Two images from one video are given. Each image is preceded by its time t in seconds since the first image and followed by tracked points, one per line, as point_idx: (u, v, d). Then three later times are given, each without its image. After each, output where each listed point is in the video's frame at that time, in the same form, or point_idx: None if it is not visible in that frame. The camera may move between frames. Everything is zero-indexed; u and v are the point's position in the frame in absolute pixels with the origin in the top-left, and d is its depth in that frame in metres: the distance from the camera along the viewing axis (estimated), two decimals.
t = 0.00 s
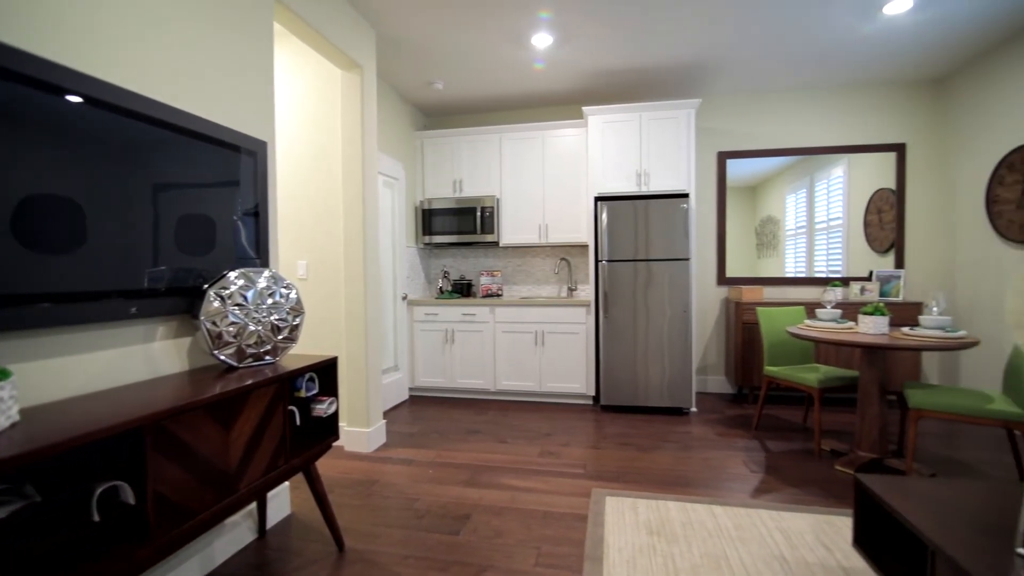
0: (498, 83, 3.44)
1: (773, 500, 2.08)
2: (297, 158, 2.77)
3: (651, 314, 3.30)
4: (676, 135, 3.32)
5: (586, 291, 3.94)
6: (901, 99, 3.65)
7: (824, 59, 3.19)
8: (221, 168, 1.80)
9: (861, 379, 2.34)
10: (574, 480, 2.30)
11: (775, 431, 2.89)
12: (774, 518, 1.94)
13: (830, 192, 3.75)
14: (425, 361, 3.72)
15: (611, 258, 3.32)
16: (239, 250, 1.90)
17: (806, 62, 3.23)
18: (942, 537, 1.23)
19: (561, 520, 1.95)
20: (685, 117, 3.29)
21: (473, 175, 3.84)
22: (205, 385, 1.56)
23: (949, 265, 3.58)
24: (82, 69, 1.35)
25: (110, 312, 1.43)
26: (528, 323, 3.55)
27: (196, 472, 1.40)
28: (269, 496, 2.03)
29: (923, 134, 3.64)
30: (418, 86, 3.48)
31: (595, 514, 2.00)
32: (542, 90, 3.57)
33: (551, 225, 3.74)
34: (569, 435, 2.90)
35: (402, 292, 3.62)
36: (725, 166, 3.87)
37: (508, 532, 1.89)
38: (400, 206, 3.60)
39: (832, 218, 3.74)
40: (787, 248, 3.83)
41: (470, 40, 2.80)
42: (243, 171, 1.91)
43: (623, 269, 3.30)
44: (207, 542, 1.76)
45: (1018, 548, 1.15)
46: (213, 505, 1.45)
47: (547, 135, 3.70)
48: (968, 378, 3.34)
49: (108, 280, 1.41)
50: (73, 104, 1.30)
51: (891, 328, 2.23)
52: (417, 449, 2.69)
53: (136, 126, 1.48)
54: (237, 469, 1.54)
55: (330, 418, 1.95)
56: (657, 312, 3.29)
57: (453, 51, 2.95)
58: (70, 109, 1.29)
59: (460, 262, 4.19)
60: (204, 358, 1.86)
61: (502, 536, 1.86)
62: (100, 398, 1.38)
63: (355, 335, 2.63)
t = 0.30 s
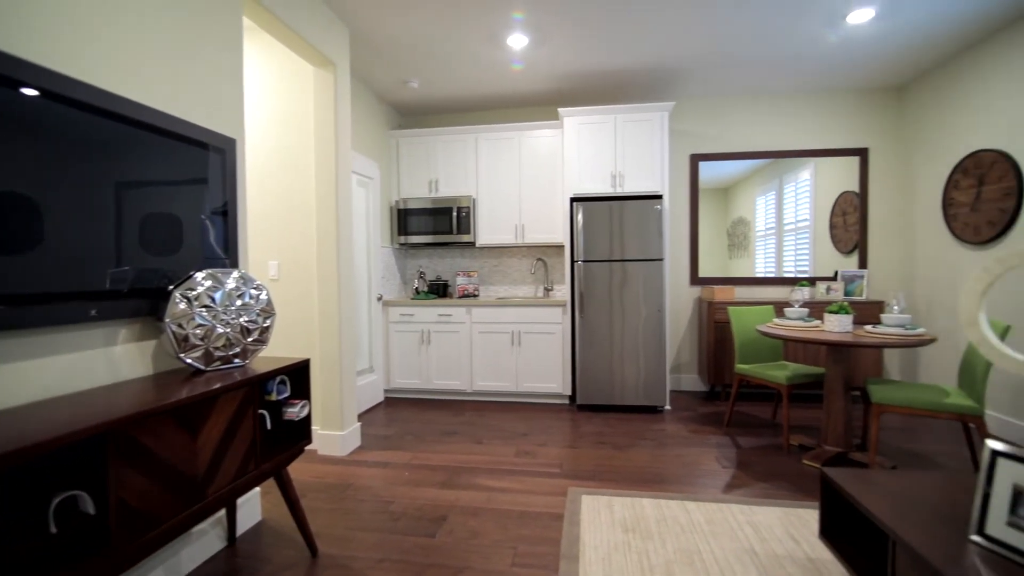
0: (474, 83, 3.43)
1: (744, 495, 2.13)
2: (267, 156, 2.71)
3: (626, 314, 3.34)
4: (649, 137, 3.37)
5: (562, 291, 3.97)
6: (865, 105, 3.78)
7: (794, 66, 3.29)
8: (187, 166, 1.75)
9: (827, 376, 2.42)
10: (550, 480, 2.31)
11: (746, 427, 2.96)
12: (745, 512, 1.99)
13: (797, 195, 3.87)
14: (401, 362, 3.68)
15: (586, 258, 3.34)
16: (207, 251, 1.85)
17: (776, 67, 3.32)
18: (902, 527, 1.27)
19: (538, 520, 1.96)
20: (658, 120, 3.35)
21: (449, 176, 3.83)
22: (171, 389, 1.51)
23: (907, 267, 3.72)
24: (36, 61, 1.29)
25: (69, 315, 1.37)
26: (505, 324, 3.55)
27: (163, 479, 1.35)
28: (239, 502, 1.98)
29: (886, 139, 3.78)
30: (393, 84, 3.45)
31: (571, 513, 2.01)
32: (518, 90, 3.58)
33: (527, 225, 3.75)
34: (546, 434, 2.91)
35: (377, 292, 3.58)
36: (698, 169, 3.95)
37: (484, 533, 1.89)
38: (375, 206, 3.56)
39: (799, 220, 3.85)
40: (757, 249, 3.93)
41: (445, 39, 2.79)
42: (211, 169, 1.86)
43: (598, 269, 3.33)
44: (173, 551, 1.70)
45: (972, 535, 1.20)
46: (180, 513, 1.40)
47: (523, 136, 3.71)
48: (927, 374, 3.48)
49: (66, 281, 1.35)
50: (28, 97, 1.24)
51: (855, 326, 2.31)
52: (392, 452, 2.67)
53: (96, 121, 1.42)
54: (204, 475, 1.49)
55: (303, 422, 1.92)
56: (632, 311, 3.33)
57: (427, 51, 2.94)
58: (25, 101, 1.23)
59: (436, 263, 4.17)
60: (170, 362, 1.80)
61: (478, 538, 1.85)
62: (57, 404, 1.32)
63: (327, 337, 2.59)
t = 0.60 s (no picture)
0: (449, 82, 3.42)
1: (716, 491, 2.17)
2: (236, 153, 2.64)
3: (602, 314, 3.37)
4: (623, 139, 3.41)
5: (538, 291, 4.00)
6: (832, 110, 3.91)
7: (765, 71, 3.37)
8: (152, 163, 1.69)
9: (795, 373, 2.49)
10: (525, 480, 2.31)
11: (718, 424, 3.02)
12: (716, 507, 2.03)
13: (766, 197, 3.97)
14: (376, 363, 3.64)
15: (562, 258, 3.37)
16: (172, 251, 1.79)
17: (748, 72, 3.40)
18: (864, 518, 1.31)
19: (514, 520, 1.96)
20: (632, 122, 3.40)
21: (424, 175, 3.80)
22: (133, 394, 1.45)
23: (870, 267, 3.86)
24: None
25: (24, 318, 1.31)
26: (481, 324, 3.55)
27: (125, 487, 1.30)
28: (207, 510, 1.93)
29: (851, 144, 3.91)
30: (367, 82, 3.41)
31: (547, 512, 2.02)
32: (494, 90, 3.58)
33: (503, 225, 3.75)
34: (522, 434, 2.92)
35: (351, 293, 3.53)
36: (671, 170, 4.02)
37: (460, 534, 1.88)
38: (348, 205, 3.51)
39: (769, 221, 3.95)
40: (728, 250, 4.02)
41: (419, 38, 2.77)
42: (177, 167, 1.80)
43: (573, 269, 3.35)
44: (136, 562, 1.64)
45: (929, 524, 1.25)
46: (144, 522, 1.35)
47: (498, 136, 3.71)
48: (888, 370, 3.62)
49: (22, 283, 1.29)
50: None
51: (821, 324, 2.38)
52: (366, 455, 2.63)
53: (56, 116, 1.36)
54: (169, 482, 1.44)
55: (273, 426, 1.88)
56: (607, 311, 3.37)
57: (401, 49, 2.91)
58: None
59: (411, 263, 4.13)
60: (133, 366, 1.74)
61: (454, 539, 1.84)
62: (10, 411, 1.26)
63: (298, 339, 2.54)
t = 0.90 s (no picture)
0: (425, 81, 3.40)
1: (690, 487, 2.21)
2: (203, 151, 2.57)
3: (578, 313, 3.40)
4: (597, 141, 3.45)
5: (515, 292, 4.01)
6: (800, 115, 4.03)
7: (738, 76, 3.45)
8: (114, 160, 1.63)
9: (764, 371, 2.55)
10: (501, 480, 2.31)
11: (691, 421, 3.08)
12: (689, 503, 2.07)
13: (737, 199, 4.06)
14: (350, 365, 3.59)
15: (538, 259, 3.38)
16: (135, 251, 1.72)
17: (720, 77, 3.47)
18: (830, 511, 1.35)
19: (491, 521, 1.96)
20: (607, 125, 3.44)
21: (398, 175, 3.76)
22: (93, 399, 1.39)
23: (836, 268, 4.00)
24: None
25: None
26: (457, 325, 3.54)
27: (87, 495, 1.24)
28: (173, 518, 1.87)
29: (818, 148, 4.04)
30: (341, 80, 3.36)
31: (523, 512, 2.02)
32: (470, 90, 3.57)
33: (479, 226, 3.74)
34: (498, 435, 2.92)
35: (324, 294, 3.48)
36: (645, 172, 4.08)
37: (436, 536, 1.87)
38: (321, 204, 3.45)
39: (739, 222, 4.05)
40: (701, 250, 4.10)
41: (393, 36, 2.75)
42: (141, 164, 1.74)
43: (548, 269, 3.37)
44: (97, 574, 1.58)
45: (890, 515, 1.30)
46: (106, 533, 1.29)
47: (474, 136, 3.70)
48: (853, 366, 3.75)
49: None
50: None
51: (789, 322, 2.45)
52: (340, 458, 2.60)
53: (12, 110, 1.30)
54: (133, 490, 1.39)
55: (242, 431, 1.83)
56: (584, 311, 3.39)
57: (375, 47, 2.89)
58: None
59: (386, 263, 4.09)
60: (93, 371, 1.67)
61: (430, 542, 1.83)
62: None
63: (268, 341, 2.48)
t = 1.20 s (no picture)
0: (399, 80, 3.37)
1: (663, 483, 2.25)
2: (166, 147, 2.49)
3: (553, 313, 3.42)
4: (571, 142, 3.48)
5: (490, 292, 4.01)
6: (768, 119, 4.15)
7: (710, 81, 3.53)
8: (72, 156, 1.56)
9: (734, 368, 2.61)
10: (476, 481, 2.31)
11: (664, 419, 3.14)
12: (662, 500, 2.10)
13: (709, 200, 4.15)
14: (323, 368, 3.52)
15: (513, 259, 3.38)
16: (94, 251, 1.65)
17: (691, 81, 3.55)
18: (796, 504, 1.39)
19: (466, 522, 1.95)
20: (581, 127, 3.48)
21: (372, 174, 3.72)
22: (48, 406, 1.32)
23: (802, 268, 4.13)
24: None
25: None
26: (432, 325, 3.51)
27: (44, 507, 1.19)
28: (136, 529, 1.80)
29: (785, 151, 4.16)
30: (313, 76, 3.30)
31: (499, 512, 2.02)
32: (445, 89, 3.56)
33: (454, 226, 3.73)
34: (474, 436, 2.91)
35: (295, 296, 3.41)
36: (619, 174, 4.13)
37: (411, 539, 1.85)
38: (291, 204, 3.38)
39: (710, 223, 4.14)
40: (674, 251, 4.17)
41: (366, 33, 2.72)
42: (101, 160, 1.67)
43: (523, 270, 3.37)
44: None
45: (853, 507, 1.34)
46: (64, 546, 1.23)
47: (449, 136, 3.69)
48: (818, 363, 3.88)
49: None
50: None
51: (757, 321, 2.51)
52: (311, 462, 2.55)
53: None
54: (94, 500, 1.33)
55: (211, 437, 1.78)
56: (559, 311, 3.42)
57: (347, 45, 2.85)
58: None
59: (359, 264, 4.03)
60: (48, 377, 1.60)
61: (405, 545, 1.81)
62: None
63: (235, 344, 2.42)
